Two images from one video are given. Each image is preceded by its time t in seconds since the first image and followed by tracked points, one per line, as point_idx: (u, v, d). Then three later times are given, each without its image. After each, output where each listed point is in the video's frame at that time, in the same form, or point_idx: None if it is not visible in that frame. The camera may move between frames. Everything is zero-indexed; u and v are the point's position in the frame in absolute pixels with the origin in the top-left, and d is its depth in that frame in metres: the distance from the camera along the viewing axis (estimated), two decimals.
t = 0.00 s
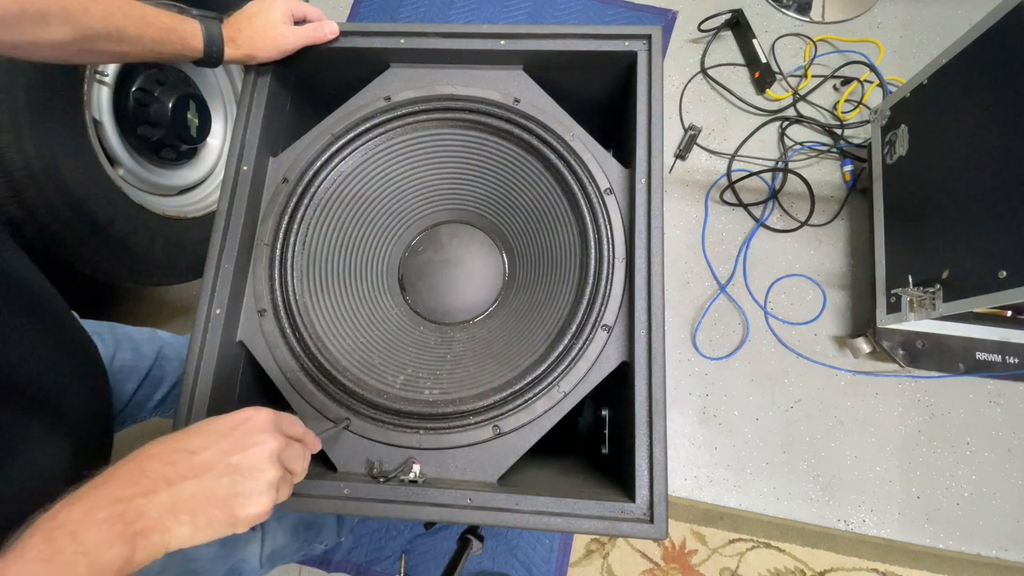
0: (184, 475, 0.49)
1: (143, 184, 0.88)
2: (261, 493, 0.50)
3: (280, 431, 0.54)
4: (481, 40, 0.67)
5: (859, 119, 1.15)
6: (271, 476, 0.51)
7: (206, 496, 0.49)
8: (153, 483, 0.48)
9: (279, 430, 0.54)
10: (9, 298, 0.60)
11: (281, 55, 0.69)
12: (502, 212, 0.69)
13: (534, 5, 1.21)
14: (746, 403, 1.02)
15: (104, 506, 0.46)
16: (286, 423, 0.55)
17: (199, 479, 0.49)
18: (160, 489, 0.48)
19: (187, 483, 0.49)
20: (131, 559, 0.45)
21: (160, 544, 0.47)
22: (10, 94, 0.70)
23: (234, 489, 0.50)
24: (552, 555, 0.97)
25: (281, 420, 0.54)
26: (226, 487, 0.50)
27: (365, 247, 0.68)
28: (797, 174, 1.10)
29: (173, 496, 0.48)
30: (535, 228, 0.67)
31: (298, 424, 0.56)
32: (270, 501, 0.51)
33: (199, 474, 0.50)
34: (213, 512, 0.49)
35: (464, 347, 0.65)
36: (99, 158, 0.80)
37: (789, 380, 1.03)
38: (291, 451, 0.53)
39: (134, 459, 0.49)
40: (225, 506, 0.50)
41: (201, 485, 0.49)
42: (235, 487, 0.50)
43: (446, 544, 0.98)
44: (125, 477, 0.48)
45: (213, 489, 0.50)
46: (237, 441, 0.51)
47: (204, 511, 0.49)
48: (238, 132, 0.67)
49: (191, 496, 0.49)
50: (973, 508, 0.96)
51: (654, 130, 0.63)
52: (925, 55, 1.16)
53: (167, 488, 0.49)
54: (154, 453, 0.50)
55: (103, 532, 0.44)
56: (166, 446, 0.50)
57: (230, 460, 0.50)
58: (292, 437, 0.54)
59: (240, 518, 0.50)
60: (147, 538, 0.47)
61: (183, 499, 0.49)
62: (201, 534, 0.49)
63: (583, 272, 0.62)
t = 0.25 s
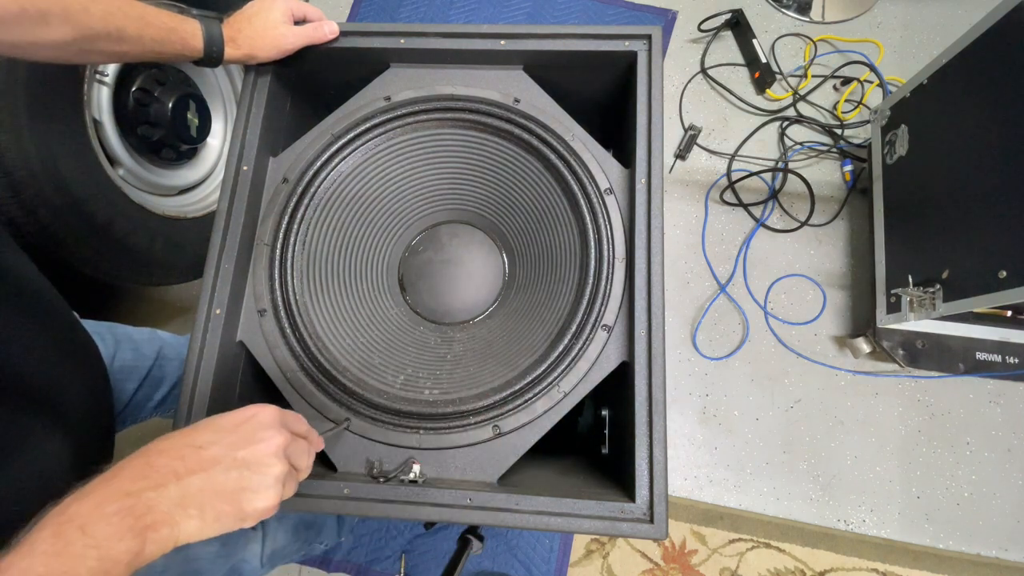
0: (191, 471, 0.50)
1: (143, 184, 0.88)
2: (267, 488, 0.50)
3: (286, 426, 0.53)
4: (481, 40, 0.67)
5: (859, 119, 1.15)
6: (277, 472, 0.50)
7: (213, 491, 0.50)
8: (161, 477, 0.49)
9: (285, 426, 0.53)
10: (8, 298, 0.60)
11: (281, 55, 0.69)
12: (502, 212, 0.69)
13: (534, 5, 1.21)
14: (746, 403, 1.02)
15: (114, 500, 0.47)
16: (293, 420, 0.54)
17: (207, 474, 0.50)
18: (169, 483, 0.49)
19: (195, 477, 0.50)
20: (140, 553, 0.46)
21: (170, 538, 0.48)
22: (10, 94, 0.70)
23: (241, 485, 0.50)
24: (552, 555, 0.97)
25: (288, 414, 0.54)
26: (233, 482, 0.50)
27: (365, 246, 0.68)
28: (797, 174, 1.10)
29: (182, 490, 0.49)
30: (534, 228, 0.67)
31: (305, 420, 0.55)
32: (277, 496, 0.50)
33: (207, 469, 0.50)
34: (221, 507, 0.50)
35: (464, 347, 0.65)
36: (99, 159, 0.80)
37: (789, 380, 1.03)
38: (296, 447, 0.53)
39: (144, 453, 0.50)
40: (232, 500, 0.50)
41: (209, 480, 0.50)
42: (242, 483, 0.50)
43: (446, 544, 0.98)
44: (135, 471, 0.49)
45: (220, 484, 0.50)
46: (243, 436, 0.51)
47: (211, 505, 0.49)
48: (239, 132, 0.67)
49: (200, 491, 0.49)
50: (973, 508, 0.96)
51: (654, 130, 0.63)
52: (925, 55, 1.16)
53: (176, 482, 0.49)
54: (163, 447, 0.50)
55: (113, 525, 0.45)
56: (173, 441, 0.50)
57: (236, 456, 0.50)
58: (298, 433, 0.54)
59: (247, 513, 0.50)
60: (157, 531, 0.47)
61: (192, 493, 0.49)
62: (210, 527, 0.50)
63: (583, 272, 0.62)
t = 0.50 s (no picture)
0: (193, 463, 0.50)
1: (143, 184, 0.88)
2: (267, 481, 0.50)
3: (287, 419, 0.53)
4: (481, 40, 0.67)
5: (859, 119, 1.15)
6: (278, 465, 0.50)
7: (213, 483, 0.50)
8: (163, 469, 0.49)
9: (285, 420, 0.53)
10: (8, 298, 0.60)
11: (281, 55, 0.69)
12: (502, 212, 0.69)
13: (534, 5, 1.21)
14: (747, 402, 1.02)
15: (115, 492, 0.47)
16: (292, 414, 0.54)
17: (209, 466, 0.50)
18: (170, 474, 0.49)
19: (197, 469, 0.50)
20: (142, 544, 0.47)
21: (172, 529, 0.48)
22: (11, 95, 0.70)
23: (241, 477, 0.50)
24: (552, 555, 0.97)
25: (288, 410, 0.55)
26: (234, 474, 0.50)
27: (366, 246, 0.68)
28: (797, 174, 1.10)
29: (183, 482, 0.49)
30: (534, 228, 0.67)
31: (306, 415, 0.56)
32: (278, 489, 0.50)
33: (208, 461, 0.50)
34: (222, 499, 0.50)
35: (464, 347, 0.65)
36: (99, 159, 0.80)
37: (789, 380, 1.03)
38: (297, 439, 0.53)
39: (146, 445, 0.50)
40: (233, 492, 0.50)
41: (210, 472, 0.50)
42: (242, 475, 0.50)
43: (446, 544, 0.98)
44: (137, 463, 0.49)
45: (220, 475, 0.50)
46: (243, 429, 0.51)
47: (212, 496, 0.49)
48: (239, 132, 0.67)
49: (201, 483, 0.49)
50: (973, 508, 0.96)
51: (654, 130, 0.63)
52: (925, 54, 1.16)
53: (178, 474, 0.49)
54: (164, 440, 0.50)
55: (114, 517, 0.46)
56: (175, 434, 0.50)
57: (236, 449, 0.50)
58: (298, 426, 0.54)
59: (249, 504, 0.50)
60: (158, 522, 0.48)
61: (193, 484, 0.49)
62: (213, 518, 0.50)
63: (583, 272, 0.62)
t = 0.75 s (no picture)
0: (191, 439, 0.50)
1: (143, 183, 0.88)
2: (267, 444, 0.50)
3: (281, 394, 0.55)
4: (481, 40, 0.67)
5: (859, 119, 1.15)
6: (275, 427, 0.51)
7: (213, 453, 0.49)
8: (161, 448, 0.49)
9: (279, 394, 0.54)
10: (7, 299, 0.60)
11: (281, 55, 0.69)
12: (502, 212, 0.69)
13: (534, 5, 1.21)
14: (747, 402, 1.02)
15: (114, 472, 0.46)
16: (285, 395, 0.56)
17: (202, 439, 0.50)
18: (168, 451, 0.49)
19: (194, 443, 0.49)
20: (145, 518, 0.45)
21: (173, 503, 0.47)
22: (11, 95, 0.70)
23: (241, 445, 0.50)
24: (552, 555, 0.97)
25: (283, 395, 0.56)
26: (230, 443, 0.50)
27: (366, 246, 0.68)
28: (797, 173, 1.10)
29: (182, 457, 0.49)
30: (534, 228, 0.67)
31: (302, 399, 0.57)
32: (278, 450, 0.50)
33: (205, 436, 0.50)
34: (223, 468, 0.49)
35: (464, 347, 0.65)
36: (99, 159, 0.81)
37: (789, 380, 1.03)
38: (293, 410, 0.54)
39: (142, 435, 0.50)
40: (232, 460, 0.49)
41: (208, 445, 0.50)
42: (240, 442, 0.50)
43: (446, 544, 0.98)
44: (134, 449, 0.48)
45: (220, 444, 0.50)
46: (239, 402, 0.52)
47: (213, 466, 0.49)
48: (239, 132, 0.67)
49: (197, 454, 0.49)
50: (973, 508, 0.96)
51: (654, 130, 0.63)
52: (925, 54, 1.16)
53: (175, 450, 0.49)
54: (161, 427, 0.50)
55: (113, 492, 0.45)
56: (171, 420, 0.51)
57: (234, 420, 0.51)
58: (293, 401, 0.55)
59: (250, 469, 0.49)
60: (159, 495, 0.46)
61: (192, 458, 0.49)
62: (214, 490, 0.49)
63: (583, 272, 0.62)
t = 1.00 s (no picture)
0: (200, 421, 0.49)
1: (143, 183, 0.88)
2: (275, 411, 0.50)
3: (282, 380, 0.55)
4: (481, 40, 0.67)
5: (859, 119, 1.15)
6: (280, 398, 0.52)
7: (224, 426, 0.49)
8: (172, 432, 0.48)
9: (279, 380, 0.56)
10: (6, 299, 0.60)
11: (281, 55, 0.69)
12: (502, 212, 0.69)
13: (534, 5, 1.21)
14: (747, 402, 1.02)
15: (129, 460, 0.45)
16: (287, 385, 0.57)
17: (212, 418, 0.50)
18: (179, 433, 0.48)
19: (203, 423, 0.49)
20: (166, 491, 0.44)
21: (193, 477, 0.45)
22: (10, 95, 0.70)
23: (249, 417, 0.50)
24: (552, 555, 0.97)
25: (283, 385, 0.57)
26: (238, 416, 0.50)
27: (366, 246, 0.68)
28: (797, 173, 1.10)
29: (193, 435, 0.48)
30: (535, 228, 0.67)
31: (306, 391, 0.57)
32: (286, 415, 0.50)
33: (213, 416, 0.50)
34: (236, 436, 0.48)
35: (464, 347, 0.65)
36: (99, 159, 0.81)
37: (789, 380, 1.03)
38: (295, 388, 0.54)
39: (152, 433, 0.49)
40: (243, 428, 0.49)
41: (216, 422, 0.49)
42: (249, 414, 0.50)
43: (446, 544, 0.98)
44: (146, 442, 0.48)
45: (230, 419, 0.49)
46: (240, 389, 0.53)
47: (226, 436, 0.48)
48: (238, 132, 0.67)
49: (208, 430, 0.48)
50: (973, 508, 0.96)
51: (654, 130, 0.63)
52: (925, 55, 1.16)
53: (186, 431, 0.48)
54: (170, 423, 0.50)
55: (130, 473, 0.44)
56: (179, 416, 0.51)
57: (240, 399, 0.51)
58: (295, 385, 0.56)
59: (262, 432, 0.49)
60: (177, 470, 0.45)
61: (203, 433, 0.48)
62: (231, 459, 0.47)
63: (583, 272, 0.62)
